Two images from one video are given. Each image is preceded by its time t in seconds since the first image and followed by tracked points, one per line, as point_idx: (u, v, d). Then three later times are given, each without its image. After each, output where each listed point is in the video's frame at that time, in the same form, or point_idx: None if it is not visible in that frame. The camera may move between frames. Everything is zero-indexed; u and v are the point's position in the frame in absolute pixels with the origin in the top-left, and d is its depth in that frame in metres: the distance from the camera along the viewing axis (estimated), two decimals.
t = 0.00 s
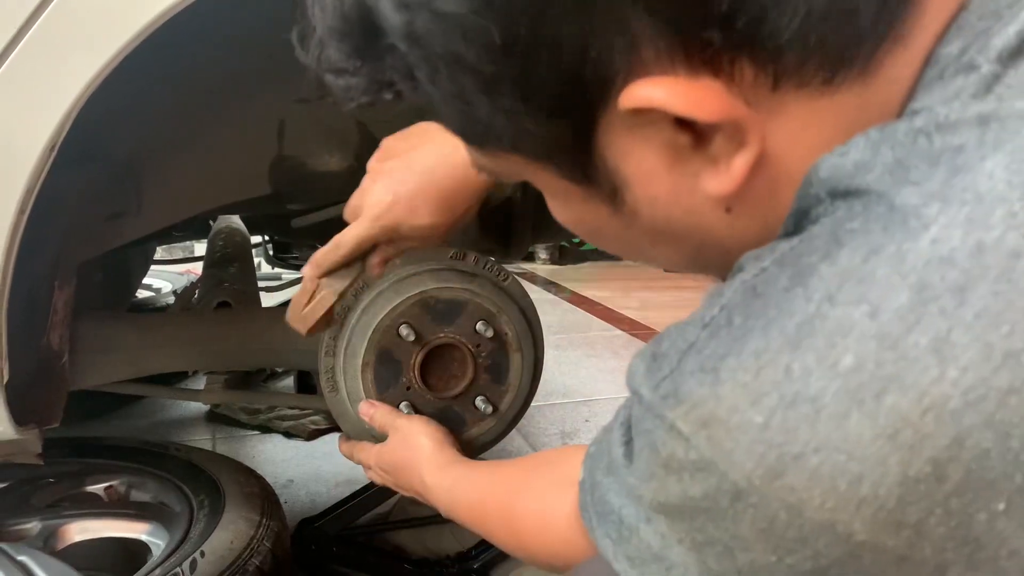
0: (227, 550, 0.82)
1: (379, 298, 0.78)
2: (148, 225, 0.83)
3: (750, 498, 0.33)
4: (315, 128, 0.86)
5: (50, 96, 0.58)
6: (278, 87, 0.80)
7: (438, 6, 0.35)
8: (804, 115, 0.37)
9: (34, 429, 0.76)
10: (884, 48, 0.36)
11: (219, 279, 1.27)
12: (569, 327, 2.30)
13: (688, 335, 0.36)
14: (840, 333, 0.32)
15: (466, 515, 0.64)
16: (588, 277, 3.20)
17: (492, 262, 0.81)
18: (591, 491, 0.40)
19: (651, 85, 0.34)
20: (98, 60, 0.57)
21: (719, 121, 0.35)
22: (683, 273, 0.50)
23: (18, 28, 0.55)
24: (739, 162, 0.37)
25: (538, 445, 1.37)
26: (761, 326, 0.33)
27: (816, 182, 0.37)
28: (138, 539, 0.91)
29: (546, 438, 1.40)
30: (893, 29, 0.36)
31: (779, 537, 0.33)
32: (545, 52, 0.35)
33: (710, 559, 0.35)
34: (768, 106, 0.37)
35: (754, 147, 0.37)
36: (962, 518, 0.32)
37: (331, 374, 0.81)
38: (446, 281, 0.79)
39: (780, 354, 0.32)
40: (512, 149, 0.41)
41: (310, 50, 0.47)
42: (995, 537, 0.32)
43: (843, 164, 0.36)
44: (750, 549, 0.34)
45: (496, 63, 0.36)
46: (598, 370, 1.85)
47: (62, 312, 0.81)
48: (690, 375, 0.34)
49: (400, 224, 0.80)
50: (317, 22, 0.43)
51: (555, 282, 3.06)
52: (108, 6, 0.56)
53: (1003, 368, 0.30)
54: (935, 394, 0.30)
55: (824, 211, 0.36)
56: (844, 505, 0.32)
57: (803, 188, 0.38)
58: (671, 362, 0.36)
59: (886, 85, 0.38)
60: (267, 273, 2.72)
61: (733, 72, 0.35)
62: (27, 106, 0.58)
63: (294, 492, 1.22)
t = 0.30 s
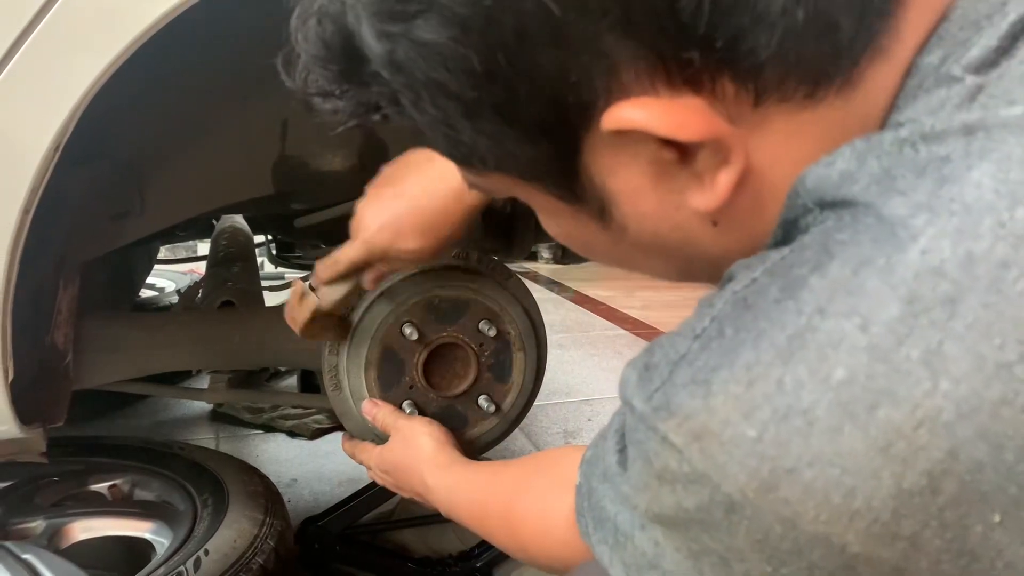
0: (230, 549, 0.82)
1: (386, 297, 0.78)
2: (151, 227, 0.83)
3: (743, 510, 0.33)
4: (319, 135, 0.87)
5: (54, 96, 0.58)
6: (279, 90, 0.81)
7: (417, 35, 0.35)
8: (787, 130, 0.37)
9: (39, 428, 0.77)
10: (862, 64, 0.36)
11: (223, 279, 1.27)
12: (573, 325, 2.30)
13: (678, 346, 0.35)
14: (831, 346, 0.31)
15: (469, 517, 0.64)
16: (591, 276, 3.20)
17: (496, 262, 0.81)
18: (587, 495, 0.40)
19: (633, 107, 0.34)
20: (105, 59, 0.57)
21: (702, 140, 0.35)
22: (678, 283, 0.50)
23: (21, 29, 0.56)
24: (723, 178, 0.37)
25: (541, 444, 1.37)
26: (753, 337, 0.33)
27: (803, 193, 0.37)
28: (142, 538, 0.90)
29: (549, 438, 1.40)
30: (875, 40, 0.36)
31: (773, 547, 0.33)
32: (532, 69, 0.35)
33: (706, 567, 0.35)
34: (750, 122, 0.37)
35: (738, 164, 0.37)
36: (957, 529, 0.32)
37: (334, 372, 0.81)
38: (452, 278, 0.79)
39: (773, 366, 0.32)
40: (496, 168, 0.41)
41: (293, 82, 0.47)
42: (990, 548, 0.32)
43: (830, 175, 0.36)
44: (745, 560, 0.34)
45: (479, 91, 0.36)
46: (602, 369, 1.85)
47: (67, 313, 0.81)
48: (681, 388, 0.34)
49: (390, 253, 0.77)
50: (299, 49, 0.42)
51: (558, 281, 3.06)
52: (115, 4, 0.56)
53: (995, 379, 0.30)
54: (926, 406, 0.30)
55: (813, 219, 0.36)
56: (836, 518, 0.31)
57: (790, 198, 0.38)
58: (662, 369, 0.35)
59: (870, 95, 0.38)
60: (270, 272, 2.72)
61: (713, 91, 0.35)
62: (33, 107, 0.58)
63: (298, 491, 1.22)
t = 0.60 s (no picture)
0: (234, 547, 0.82)
1: (387, 296, 0.78)
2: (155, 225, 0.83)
3: (726, 510, 0.33)
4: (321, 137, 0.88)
5: (57, 95, 0.58)
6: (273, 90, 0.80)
7: (392, 46, 0.35)
8: (760, 134, 0.37)
9: (41, 427, 0.77)
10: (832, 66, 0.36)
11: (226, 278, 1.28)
12: (576, 324, 2.30)
13: (660, 349, 0.36)
14: (808, 346, 0.32)
15: (473, 520, 0.64)
16: (596, 275, 3.20)
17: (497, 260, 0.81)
18: (581, 498, 0.40)
19: (602, 114, 0.34)
20: (107, 59, 0.57)
21: (672, 146, 0.35)
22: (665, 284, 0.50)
23: (24, 30, 0.56)
24: (694, 183, 0.37)
25: (543, 441, 1.37)
26: (731, 339, 0.33)
27: (780, 197, 0.37)
28: (146, 536, 0.90)
29: (551, 436, 1.41)
30: (846, 43, 0.36)
31: (758, 546, 0.33)
32: (505, 75, 0.35)
33: (693, 569, 0.35)
34: (722, 127, 0.36)
35: (711, 170, 0.37)
36: (937, 527, 0.31)
37: (337, 370, 0.80)
38: (454, 278, 0.79)
39: (751, 367, 0.32)
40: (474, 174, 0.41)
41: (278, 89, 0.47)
42: (971, 545, 0.32)
43: (807, 176, 0.36)
44: (729, 560, 0.34)
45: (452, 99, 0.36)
46: (605, 367, 1.85)
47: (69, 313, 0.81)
48: (662, 390, 0.34)
49: (413, 239, 0.76)
50: (279, 58, 0.43)
51: (562, 280, 3.06)
52: (117, 5, 0.56)
53: (969, 377, 0.30)
54: (901, 405, 0.30)
55: (791, 222, 0.36)
56: (817, 516, 0.32)
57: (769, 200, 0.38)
58: (645, 371, 0.35)
59: (845, 94, 0.38)
60: (275, 272, 2.74)
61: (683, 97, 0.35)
62: (35, 107, 0.58)
63: (301, 488, 1.22)
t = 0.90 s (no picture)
0: (236, 544, 0.82)
1: (388, 294, 0.79)
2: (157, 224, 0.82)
3: (729, 509, 0.33)
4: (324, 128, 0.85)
5: (58, 95, 0.58)
6: (279, 85, 0.81)
7: (393, 20, 0.35)
8: (759, 123, 0.37)
9: (44, 425, 0.77)
10: (838, 59, 0.36)
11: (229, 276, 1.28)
12: (578, 322, 2.30)
13: (666, 347, 0.36)
14: (810, 347, 0.32)
15: (459, 496, 0.64)
16: (598, 273, 3.20)
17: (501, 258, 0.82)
18: (584, 498, 0.39)
19: (598, 99, 0.34)
20: (107, 59, 0.57)
21: (667, 133, 0.35)
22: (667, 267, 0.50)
23: (24, 30, 0.56)
24: (687, 171, 0.37)
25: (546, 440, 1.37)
26: (735, 338, 0.34)
27: (785, 196, 0.37)
28: (149, 533, 0.90)
29: (554, 435, 1.41)
30: (853, 38, 0.36)
31: (760, 545, 0.33)
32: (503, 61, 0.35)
33: (694, 569, 0.35)
34: (720, 115, 0.36)
35: (708, 158, 0.37)
36: (936, 530, 0.31)
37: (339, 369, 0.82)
38: (457, 274, 0.80)
39: (755, 367, 0.33)
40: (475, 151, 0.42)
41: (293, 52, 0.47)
42: (971, 548, 0.32)
43: (811, 177, 0.36)
44: (731, 559, 0.34)
45: (452, 76, 0.36)
46: (608, 365, 1.85)
47: (72, 310, 0.82)
48: (667, 388, 0.34)
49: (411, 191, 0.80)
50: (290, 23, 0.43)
51: (564, 278, 3.06)
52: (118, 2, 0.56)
53: (971, 379, 0.30)
54: (904, 408, 0.30)
55: (797, 221, 0.36)
56: (820, 516, 0.31)
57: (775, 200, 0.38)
58: (649, 368, 0.36)
59: (852, 89, 0.38)
60: (278, 269, 2.74)
61: (680, 85, 0.35)
62: (35, 107, 0.58)
63: (304, 487, 1.23)
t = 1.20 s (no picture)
0: (238, 542, 0.83)
1: (389, 292, 0.80)
2: (159, 223, 0.83)
3: (707, 481, 0.33)
4: (330, 127, 0.88)
5: (61, 93, 0.59)
6: (278, 81, 0.82)
7: None
8: (750, 104, 0.37)
9: (45, 423, 0.77)
10: (823, 45, 0.36)
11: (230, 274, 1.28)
12: (580, 320, 2.31)
13: (654, 330, 0.37)
14: (783, 325, 0.32)
15: (458, 472, 0.63)
16: (599, 271, 3.20)
17: (501, 257, 0.83)
18: (584, 481, 0.40)
19: (590, 75, 0.35)
20: (109, 57, 0.57)
21: (657, 111, 0.35)
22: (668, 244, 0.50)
23: (24, 29, 0.57)
24: (675, 147, 0.37)
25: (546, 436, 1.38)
26: (715, 319, 0.34)
27: (770, 184, 0.37)
28: (151, 531, 0.91)
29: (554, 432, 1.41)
30: (836, 25, 0.36)
31: (736, 517, 0.34)
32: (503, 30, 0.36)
33: (680, 543, 0.36)
34: (712, 95, 0.36)
35: (698, 136, 0.37)
36: (900, 497, 0.32)
37: (339, 367, 0.83)
38: (458, 273, 0.81)
39: (731, 346, 0.33)
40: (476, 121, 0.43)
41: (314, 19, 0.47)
42: (935, 517, 0.32)
43: (794, 166, 0.36)
44: (712, 532, 0.34)
45: (453, 46, 0.37)
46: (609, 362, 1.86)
47: (72, 309, 0.82)
48: (653, 368, 0.35)
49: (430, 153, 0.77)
50: None
51: (565, 276, 3.07)
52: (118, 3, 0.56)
53: (931, 355, 0.31)
54: (868, 381, 0.31)
55: (780, 208, 0.37)
56: (795, 489, 0.32)
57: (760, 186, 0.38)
58: (639, 350, 0.37)
59: (841, 74, 0.38)
60: (280, 269, 2.75)
61: (672, 63, 0.35)
62: (34, 106, 0.59)
63: (305, 485, 1.23)
